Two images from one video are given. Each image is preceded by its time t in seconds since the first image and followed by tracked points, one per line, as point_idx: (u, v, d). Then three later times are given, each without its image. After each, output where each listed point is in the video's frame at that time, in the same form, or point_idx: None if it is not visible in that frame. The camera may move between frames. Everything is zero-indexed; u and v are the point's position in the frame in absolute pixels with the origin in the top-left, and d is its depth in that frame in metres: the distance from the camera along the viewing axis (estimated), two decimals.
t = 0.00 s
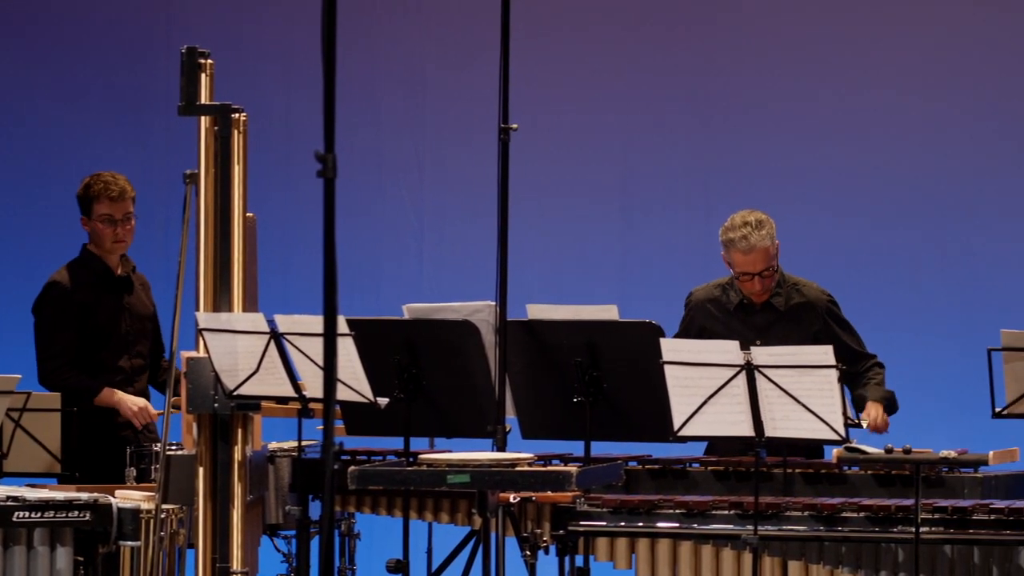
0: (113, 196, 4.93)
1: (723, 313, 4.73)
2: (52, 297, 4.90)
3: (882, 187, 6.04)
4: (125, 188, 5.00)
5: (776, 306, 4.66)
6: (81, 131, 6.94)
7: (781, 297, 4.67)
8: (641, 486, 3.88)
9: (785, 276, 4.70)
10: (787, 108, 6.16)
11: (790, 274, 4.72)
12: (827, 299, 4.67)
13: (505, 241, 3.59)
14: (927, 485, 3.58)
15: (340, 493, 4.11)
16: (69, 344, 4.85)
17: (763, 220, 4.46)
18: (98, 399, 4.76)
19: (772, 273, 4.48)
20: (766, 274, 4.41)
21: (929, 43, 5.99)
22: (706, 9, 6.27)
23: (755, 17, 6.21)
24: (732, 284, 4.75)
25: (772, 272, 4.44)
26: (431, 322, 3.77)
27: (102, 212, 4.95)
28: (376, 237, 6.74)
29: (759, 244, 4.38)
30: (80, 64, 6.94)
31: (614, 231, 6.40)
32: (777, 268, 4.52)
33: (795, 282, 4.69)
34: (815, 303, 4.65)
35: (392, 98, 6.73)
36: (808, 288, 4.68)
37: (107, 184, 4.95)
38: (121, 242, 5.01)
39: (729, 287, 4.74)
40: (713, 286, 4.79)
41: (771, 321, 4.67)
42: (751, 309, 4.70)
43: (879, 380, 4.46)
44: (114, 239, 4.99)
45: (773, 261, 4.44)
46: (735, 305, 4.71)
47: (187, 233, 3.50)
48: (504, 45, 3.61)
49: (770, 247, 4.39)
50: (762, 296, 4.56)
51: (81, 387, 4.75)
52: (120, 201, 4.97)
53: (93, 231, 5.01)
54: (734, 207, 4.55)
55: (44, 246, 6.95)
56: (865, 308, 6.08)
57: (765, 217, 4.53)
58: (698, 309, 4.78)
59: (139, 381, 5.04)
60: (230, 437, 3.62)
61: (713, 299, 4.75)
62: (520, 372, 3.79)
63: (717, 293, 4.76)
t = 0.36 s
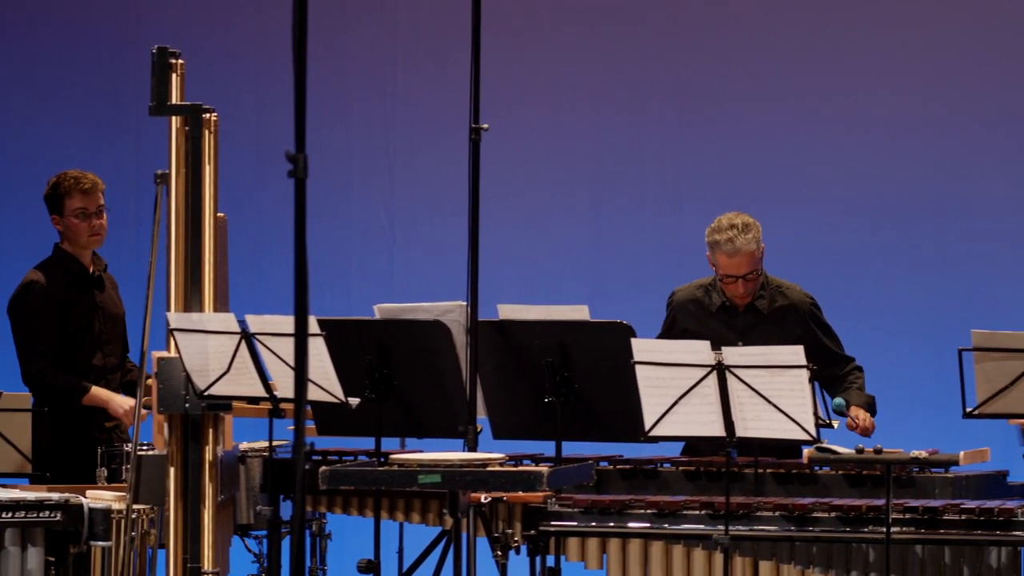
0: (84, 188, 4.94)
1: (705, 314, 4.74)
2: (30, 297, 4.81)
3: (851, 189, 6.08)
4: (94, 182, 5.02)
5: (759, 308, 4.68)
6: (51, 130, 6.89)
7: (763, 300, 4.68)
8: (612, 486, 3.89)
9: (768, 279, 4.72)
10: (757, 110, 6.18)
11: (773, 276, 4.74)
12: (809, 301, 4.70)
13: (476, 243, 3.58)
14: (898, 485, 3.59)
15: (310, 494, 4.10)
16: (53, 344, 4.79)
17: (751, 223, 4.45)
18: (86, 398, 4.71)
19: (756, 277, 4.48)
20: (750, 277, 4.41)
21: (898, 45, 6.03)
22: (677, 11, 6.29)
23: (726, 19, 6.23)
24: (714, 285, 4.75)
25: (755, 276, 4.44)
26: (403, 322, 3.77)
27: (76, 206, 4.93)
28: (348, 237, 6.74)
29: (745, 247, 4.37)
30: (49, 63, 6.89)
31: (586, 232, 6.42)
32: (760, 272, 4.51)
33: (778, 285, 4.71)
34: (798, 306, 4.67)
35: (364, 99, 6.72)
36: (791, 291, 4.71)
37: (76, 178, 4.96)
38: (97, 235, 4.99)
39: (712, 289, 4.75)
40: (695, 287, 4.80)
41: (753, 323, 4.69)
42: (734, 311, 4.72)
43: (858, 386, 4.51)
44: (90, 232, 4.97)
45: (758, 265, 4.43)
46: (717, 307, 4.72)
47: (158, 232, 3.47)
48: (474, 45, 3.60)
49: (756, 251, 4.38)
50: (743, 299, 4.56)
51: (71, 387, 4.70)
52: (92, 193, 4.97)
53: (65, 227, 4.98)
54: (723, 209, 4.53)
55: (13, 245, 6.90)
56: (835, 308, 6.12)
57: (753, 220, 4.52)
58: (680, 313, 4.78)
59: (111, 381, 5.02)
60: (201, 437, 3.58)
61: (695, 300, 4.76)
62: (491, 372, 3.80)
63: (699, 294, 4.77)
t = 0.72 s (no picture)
0: (77, 192, 4.88)
1: (684, 313, 4.73)
2: (15, 296, 4.79)
3: (822, 190, 6.11)
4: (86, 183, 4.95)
5: (735, 308, 4.67)
6: (19, 128, 6.84)
7: (742, 300, 4.67)
8: (582, 486, 3.90)
9: (747, 279, 4.70)
10: (729, 112, 6.20)
11: (753, 278, 4.71)
12: (787, 304, 4.67)
13: (446, 245, 3.56)
14: (869, 485, 3.61)
15: (282, 494, 4.12)
16: (36, 345, 4.75)
17: (730, 222, 4.45)
18: (64, 399, 4.65)
19: (727, 276, 4.48)
20: (717, 276, 4.41)
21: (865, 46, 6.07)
22: (649, 13, 6.31)
23: (697, 20, 6.24)
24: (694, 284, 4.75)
25: (724, 275, 4.44)
26: (373, 322, 3.76)
27: (66, 208, 4.88)
28: (320, 237, 6.71)
29: (714, 244, 4.38)
30: (17, 61, 6.84)
31: (558, 232, 6.43)
32: (734, 273, 4.51)
33: (757, 286, 4.69)
34: (776, 308, 4.65)
35: (337, 99, 6.70)
36: (770, 293, 4.68)
37: (69, 180, 4.89)
38: (86, 239, 4.96)
39: (691, 287, 4.75)
40: (675, 285, 4.79)
41: (731, 323, 4.68)
42: (712, 310, 4.71)
43: (832, 395, 4.48)
44: (80, 236, 4.93)
45: (729, 264, 4.43)
46: (695, 305, 4.71)
47: (129, 232, 3.45)
48: (445, 45, 3.56)
49: (724, 250, 4.38)
50: (715, 297, 4.56)
51: (47, 387, 4.64)
52: (85, 196, 4.91)
53: (54, 227, 4.94)
54: (708, 204, 4.54)
55: None
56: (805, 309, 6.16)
57: (735, 220, 4.52)
58: (656, 311, 4.79)
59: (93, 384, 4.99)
60: (171, 437, 3.61)
61: (674, 298, 4.76)
62: (461, 372, 3.81)
63: (678, 292, 4.76)
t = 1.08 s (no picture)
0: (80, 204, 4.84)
1: (659, 304, 4.74)
2: (9, 292, 4.84)
3: (791, 192, 6.15)
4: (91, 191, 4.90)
5: (708, 301, 4.67)
6: None
7: (715, 293, 4.67)
8: (553, 486, 3.92)
9: (721, 273, 4.69)
10: (699, 114, 6.23)
11: (727, 272, 4.71)
12: (760, 301, 4.64)
13: (417, 248, 3.57)
14: (838, 485, 3.63)
15: (250, 493, 4.12)
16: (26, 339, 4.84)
17: (707, 204, 4.50)
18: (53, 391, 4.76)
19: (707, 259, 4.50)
20: (700, 255, 4.43)
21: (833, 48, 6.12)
22: (620, 14, 6.32)
23: (668, 22, 6.27)
24: (670, 277, 4.75)
25: (705, 256, 4.46)
26: (344, 323, 3.76)
27: (66, 217, 4.86)
28: (290, 237, 6.70)
29: (696, 223, 4.41)
30: None
31: (530, 233, 6.45)
32: (713, 256, 4.54)
33: (730, 281, 4.68)
34: (746, 302, 4.64)
35: (307, 99, 6.69)
36: (743, 288, 4.67)
37: (73, 189, 4.84)
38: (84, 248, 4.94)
39: (668, 279, 4.75)
40: (651, 277, 4.78)
41: (703, 316, 4.69)
42: (685, 303, 4.71)
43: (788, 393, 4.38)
44: (78, 245, 4.92)
45: (709, 244, 4.46)
46: (671, 296, 4.72)
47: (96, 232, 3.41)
48: (415, 45, 3.55)
49: (706, 228, 4.42)
50: (693, 283, 4.57)
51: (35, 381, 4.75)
52: (87, 207, 4.88)
53: (55, 232, 4.93)
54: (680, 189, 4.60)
55: None
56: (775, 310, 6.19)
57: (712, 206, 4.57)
58: (631, 300, 4.77)
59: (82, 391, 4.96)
60: (141, 436, 3.58)
61: (650, 290, 4.76)
62: (432, 372, 3.81)
63: (655, 285, 4.75)
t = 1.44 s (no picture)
0: (49, 216, 4.87)
1: (627, 304, 4.77)
2: None
3: (762, 192, 6.17)
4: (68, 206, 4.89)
5: (675, 301, 4.70)
6: None
7: (683, 294, 4.70)
8: (523, 486, 3.93)
9: (689, 274, 4.73)
10: (670, 115, 6.26)
11: (696, 273, 4.74)
12: (727, 302, 4.66)
13: (386, 248, 3.54)
14: (808, 485, 3.64)
15: (220, 493, 4.09)
16: None
17: (678, 203, 4.68)
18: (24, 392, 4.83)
19: (660, 251, 4.61)
20: (645, 239, 4.57)
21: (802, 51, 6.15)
22: (590, 16, 6.33)
23: (638, 23, 6.29)
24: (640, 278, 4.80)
25: (655, 244, 4.59)
26: (313, 323, 3.75)
27: (38, 225, 4.93)
28: (260, 238, 6.68)
29: (649, 209, 4.61)
30: None
31: (500, 233, 6.45)
32: (672, 254, 4.63)
33: (698, 282, 4.71)
34: (713, 302, 4.66)
35: (278, 99, 6.67)
36: (711, 289, 4.69)
37: (50, 201, 4.86)
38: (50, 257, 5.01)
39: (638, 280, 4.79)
40: (623, 277, 4.84)
41: (671, 317, 4.71)
42: (654, 303, 4.74)
43: (749, 397, 4.39)
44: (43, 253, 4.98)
45: (662, 235, 4.59)
46: (639, 298, 4.76)
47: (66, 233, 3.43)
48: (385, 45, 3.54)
49: (658, 215, 4.58)
50: (650, 278, 4.66)
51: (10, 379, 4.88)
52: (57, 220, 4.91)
53: (34, 238, 5.03)
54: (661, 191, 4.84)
55: None
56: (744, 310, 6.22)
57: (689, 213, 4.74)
58: (601, 300, 4.82)
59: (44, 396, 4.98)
60: (110, 437, 3.59)
61: (620, 289, 4.80)
62: (401, 372, 3.82)
63: (625, 284, 4.80)
